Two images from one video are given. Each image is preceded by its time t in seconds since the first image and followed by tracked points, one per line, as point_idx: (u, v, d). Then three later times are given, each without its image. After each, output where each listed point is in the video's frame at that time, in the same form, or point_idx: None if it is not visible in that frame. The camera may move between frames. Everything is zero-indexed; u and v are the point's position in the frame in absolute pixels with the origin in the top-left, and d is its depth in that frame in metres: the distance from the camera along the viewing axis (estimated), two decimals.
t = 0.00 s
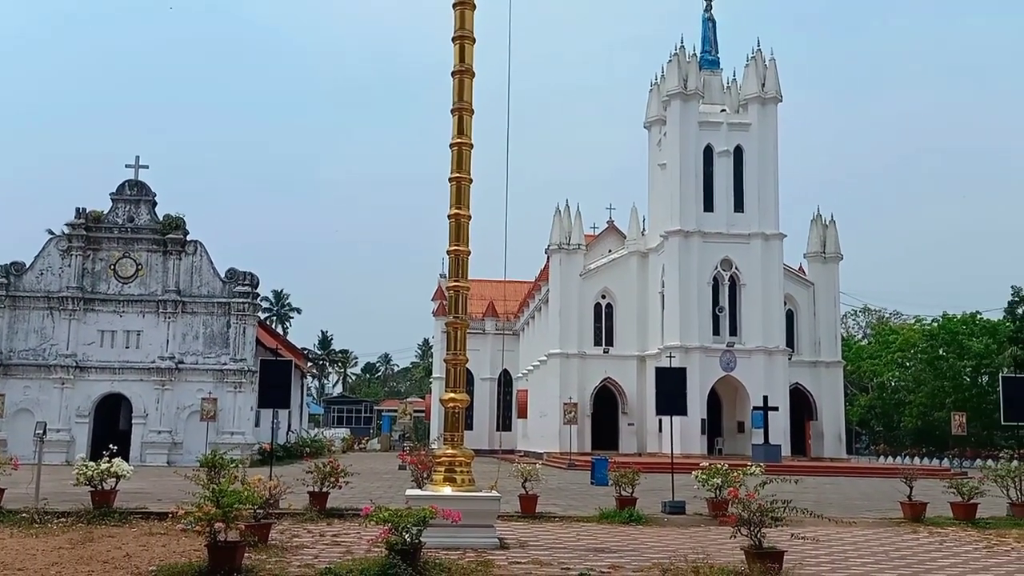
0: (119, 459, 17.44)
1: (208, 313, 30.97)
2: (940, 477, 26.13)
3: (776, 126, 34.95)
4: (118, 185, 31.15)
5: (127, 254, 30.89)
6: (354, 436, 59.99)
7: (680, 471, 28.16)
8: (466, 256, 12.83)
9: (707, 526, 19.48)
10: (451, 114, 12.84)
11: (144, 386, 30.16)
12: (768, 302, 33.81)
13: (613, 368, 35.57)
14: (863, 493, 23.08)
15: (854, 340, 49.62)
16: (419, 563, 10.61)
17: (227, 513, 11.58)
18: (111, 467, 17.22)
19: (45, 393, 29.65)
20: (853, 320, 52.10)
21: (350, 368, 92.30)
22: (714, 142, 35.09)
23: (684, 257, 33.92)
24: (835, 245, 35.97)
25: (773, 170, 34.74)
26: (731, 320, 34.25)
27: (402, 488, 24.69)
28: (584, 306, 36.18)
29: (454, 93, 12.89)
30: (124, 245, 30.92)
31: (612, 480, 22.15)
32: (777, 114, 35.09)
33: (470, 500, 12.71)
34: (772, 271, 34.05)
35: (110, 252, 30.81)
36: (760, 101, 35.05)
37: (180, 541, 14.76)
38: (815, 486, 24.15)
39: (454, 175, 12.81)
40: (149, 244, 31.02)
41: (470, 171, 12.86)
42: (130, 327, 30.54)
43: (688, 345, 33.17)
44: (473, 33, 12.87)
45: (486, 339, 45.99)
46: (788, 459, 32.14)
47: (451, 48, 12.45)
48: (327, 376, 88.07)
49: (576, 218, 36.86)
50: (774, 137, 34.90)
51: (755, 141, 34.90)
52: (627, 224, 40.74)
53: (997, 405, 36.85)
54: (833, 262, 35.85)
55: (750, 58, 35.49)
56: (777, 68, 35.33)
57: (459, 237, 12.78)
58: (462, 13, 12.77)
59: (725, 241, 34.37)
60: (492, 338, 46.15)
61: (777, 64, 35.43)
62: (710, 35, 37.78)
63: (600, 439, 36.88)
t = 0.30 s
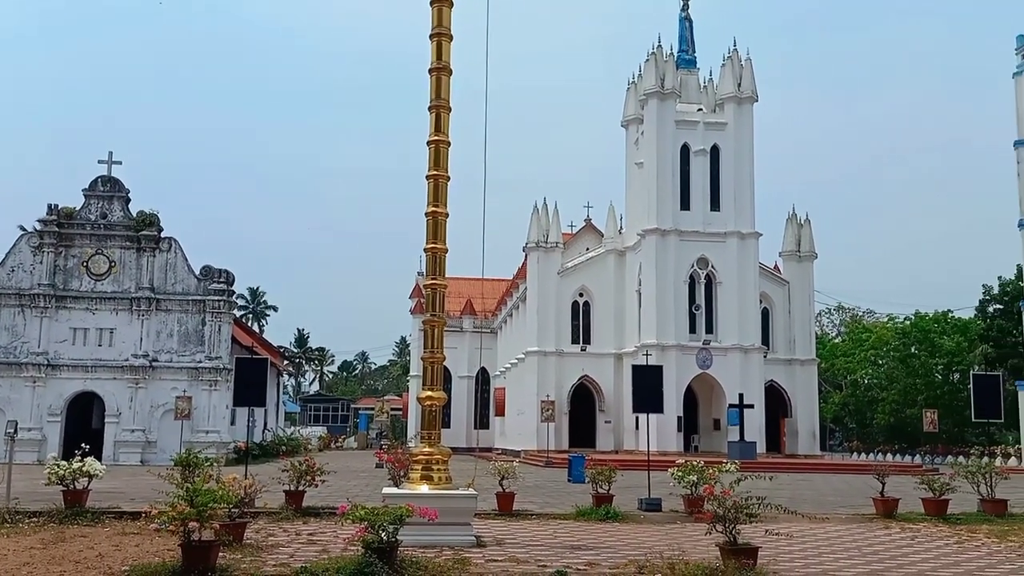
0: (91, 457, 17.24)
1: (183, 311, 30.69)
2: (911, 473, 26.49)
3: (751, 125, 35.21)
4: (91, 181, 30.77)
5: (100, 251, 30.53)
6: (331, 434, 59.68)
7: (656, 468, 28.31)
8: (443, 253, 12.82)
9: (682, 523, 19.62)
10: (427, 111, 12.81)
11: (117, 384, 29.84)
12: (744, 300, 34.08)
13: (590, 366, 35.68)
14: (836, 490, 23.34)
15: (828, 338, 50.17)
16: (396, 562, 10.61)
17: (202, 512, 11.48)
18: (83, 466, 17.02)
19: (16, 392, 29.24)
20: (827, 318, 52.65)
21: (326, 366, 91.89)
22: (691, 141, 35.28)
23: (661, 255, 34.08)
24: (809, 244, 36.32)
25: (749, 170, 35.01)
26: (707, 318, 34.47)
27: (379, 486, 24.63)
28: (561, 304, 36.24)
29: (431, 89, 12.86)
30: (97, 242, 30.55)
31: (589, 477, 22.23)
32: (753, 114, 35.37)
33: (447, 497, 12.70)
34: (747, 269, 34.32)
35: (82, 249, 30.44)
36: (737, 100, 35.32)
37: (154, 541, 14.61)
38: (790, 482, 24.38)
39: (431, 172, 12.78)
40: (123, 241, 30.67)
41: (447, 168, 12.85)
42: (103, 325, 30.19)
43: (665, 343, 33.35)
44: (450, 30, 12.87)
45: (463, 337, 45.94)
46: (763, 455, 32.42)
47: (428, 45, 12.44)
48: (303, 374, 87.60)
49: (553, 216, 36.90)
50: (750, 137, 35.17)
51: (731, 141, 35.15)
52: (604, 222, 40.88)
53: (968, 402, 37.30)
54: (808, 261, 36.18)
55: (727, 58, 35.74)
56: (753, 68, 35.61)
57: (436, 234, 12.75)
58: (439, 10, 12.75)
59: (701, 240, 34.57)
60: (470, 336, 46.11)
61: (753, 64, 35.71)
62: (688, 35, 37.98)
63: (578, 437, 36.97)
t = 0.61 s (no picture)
0: (56, 457, 16.97)
1: (151, 309, 30.32)
2: (877, 470, 26.89)
3: (723, 126, 35.51)
4: (57, 176, 30.28)
5: (67, 248, 30.08)
6: (302, 433, 59.25)
7: (628, 466, 28.46)
8: (416, 251, 12.77)
9: (654, 520, 19.74)
10: (400, 108, 12.76)
11: (84, 383, 29.38)
12: (716, 299, 34.36)
13: (563, 364, 35.77)
14: (804, 487, 23.62)
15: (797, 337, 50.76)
16: (367, 561, 10.55)
17: (170, 512, 11.34)
18: (49, 466, 16.74)
19: None
20: (797, 317, 53.25)
21: (297, 364, 91.28)
22: (663, 141, 35.49)
23: (633, 255, 34.26)
24: (780, 244, 36.70)
25: (720, 170, 35.30)
26: (679, 317, 34.71)
27: (351, 485, 24.50)
28: (535, 303, 36.29)
29: (404, 86, 12.81)
30: (64, 239, 30.08)
31: (561, 475, 22.28)
32: (724, 114, 35.67)
33: (419, 497, 12.65)
34: (718, 269, 34.61)
35: (48, 246, 29.95)
36: (708, 101, 35.60)
37: (121, 542, 14.41)
38: (759, 480, 24.62)
39: (404, 169, 12.75)
40: (90, 237, 30.23)
41: (420, 165, 12.81)
42: (70, 323, 29.72)
43: (637, 342, 33.53)
44: (423, 27, 12.83)
45: (436, 336, 45.84)
46: (733, 453, 32.72)
47: (401, 42, 12.40)
48: (275, 373, 86.91)
49: (527, 215, 36.90)
50: (722, 137, 35.47)
51: (703, 141, 35.41)
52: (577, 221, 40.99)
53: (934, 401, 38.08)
54: (778, 260, 36.54)
55: (699, 59, 36.01)
56: (724, 69, 35.92)
57: (409, 232, 12.71)
58: (412, 6, 12.71)
59: (673, 239, 34.78)
60: (443, 334, 46.02)
61: (724, 65, 36.02)
62: (660, 35, 38.20)
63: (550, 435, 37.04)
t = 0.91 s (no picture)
0: (14, 456, 16.65)
1: (113, 306, 29.84)
2: (839, 468, 27.31)
3: (690, 127, 35.81)
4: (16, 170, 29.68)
5: (26, 243, 29.50)
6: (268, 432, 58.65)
7: (595, 465, 28.60)
8: (384, 249, 12.71)
9: (620, 518, 19.87)
10: (368, 106, 12.70)
11: (43, 381, 28.81)
12: (682, 299, 34.66)
13: (531, 363, 35.82)
14: (768, 484, 23.92)
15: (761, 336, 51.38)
16: (333, 560, 10.50)
17: (131, 512, 11.17)
18: (6, 465, 16.42)
19: None
20: (762, 317, 53.89)
21: (263, 363, 90.41)
22: (631, 141, 35.70)
23: (601, 254, 34.42)
24: (745, 244, 37.11)
25: (687, 171, 35.59)
26: (646, 316, 34.95)
27: (317, 484, 24.33)
28: (503, 302, 36.31)
29: (372, 83, 12.75)
30: (23, 234, 29.51)
31: (529, 474, 22.32)
32: (691, 115, 35.99)
33: (385, 496, 12.61)
34: (685, 269, 34.92)
35: (7, 241, 29.34)
36: (676, 102, 35.90)
37: (80, 542, 14.17)
38: (723, 477, 24.89)
39: (372, 167, 12.70)
40: (50, 233, 29.67)
41: (388, 163, 12.77)
42: (29, 319, 29.14)
43: (604, 341, 33.71)
44: (392, 25, 12.78)
45: (404, 334, 45.73)
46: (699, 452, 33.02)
47: (369, 39, 12.34)
48: (240, 371, 85.99)
49: (496, 214, 36.88)
50: (689, 138, 35.77)
51: (670, 142, 35.68)
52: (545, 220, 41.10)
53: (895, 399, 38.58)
54: (743, 261, 36.93)
55: (667, 60, 36.30)
56: (692, 71, 36.25)
57: (377, 230, 12.64)
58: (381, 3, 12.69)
59: (640, 239, 34.98)
60: (411, 333, 45.89)
61: (692, 67, 36.35)
62: (629, 36, 38.41)
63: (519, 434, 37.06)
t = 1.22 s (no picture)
0: None
1: (67, 301, 29.23)
2: (796, 463, 27.76)
3: (652, 126, 36.07)
4: None
5: None
6: (228, 430, 57.86)
7: (557, 461, 28.71)
8: (346, 245, 12.60)
9: (581, 514, 19.96)
10: (330, 101, 12.60)
11: None
12: (644, 296, 34.93)
13: (494, 361, 35.83)
14: (727, 480, 24.21)
15: (722, 334, 52.06)
16: (292, 559, 10.38)
17: (85, 511, 10.93)
18: None
19: None
20: (722, 315, 54.53)
21: (223, 359, 89.26)
22: (595, 140, 35.87)
23: (564, 252, 34.55)
24: (706, 243, 37.51)
25: (650, 169, 35.85)
26: (608, 313, 35.17)
27: (277, 483, 24.08)
28: (466, 299, 36.26)
29: (335, 78, 12.66)
30: None
31: (491, 471, 22.32)
32: (654, 115, 36.26)
33: (346, 493, 12.51)
34: (647, 267, 35.20)
35: None
36: (639, 101, 36.15)
37: (32, 543, 13.85)
38: (684, 474, 25.13)
39: (334, 162, 12.58)
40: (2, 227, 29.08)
41: (351, 158, 12.66)
42: None
43: (567, 338, 33.86)
44: (355, 19, 12.70)
45: (367, 331, 45.48)
46: (660, 448, 33.32)
47: (331, 32, 12.24)
48: (199, 368, 84.71)
49: (460, 211, 36.76)
50: (652, 137, 36.04)
51: (633, 141, 35.91)
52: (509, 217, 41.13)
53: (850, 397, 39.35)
54: (704, 259, 37.31)
55: (630, 59, 36.54)
56: (655, 71, 36.54)
57: (339, 226, 12.53)
58: None
59: (603, 237, 35.18)
60: (373, 330, 45.65)
61: (655, 66, 36.63)
62: (593, 35, 38.56)
63: (482, 431, 37.04)
